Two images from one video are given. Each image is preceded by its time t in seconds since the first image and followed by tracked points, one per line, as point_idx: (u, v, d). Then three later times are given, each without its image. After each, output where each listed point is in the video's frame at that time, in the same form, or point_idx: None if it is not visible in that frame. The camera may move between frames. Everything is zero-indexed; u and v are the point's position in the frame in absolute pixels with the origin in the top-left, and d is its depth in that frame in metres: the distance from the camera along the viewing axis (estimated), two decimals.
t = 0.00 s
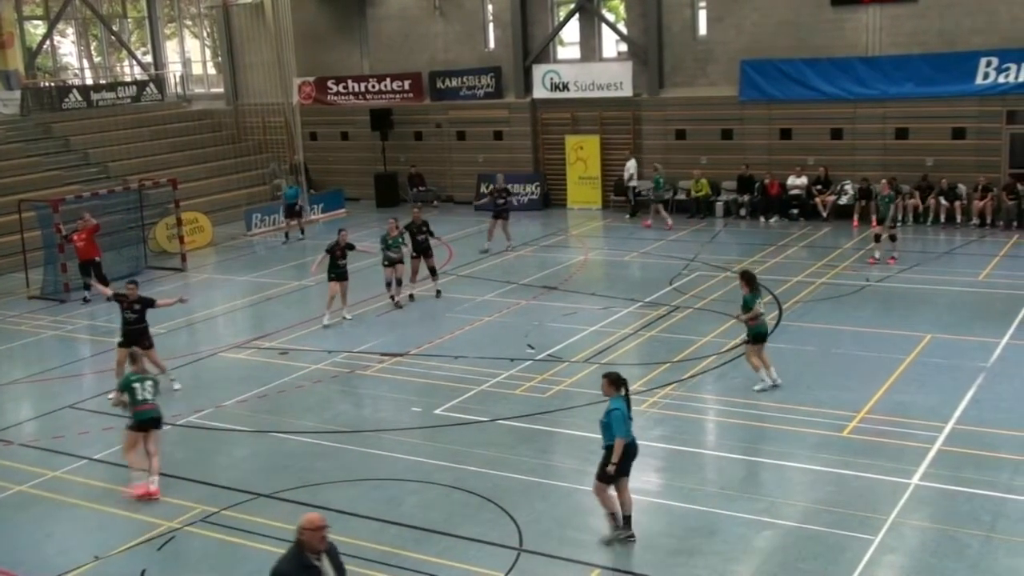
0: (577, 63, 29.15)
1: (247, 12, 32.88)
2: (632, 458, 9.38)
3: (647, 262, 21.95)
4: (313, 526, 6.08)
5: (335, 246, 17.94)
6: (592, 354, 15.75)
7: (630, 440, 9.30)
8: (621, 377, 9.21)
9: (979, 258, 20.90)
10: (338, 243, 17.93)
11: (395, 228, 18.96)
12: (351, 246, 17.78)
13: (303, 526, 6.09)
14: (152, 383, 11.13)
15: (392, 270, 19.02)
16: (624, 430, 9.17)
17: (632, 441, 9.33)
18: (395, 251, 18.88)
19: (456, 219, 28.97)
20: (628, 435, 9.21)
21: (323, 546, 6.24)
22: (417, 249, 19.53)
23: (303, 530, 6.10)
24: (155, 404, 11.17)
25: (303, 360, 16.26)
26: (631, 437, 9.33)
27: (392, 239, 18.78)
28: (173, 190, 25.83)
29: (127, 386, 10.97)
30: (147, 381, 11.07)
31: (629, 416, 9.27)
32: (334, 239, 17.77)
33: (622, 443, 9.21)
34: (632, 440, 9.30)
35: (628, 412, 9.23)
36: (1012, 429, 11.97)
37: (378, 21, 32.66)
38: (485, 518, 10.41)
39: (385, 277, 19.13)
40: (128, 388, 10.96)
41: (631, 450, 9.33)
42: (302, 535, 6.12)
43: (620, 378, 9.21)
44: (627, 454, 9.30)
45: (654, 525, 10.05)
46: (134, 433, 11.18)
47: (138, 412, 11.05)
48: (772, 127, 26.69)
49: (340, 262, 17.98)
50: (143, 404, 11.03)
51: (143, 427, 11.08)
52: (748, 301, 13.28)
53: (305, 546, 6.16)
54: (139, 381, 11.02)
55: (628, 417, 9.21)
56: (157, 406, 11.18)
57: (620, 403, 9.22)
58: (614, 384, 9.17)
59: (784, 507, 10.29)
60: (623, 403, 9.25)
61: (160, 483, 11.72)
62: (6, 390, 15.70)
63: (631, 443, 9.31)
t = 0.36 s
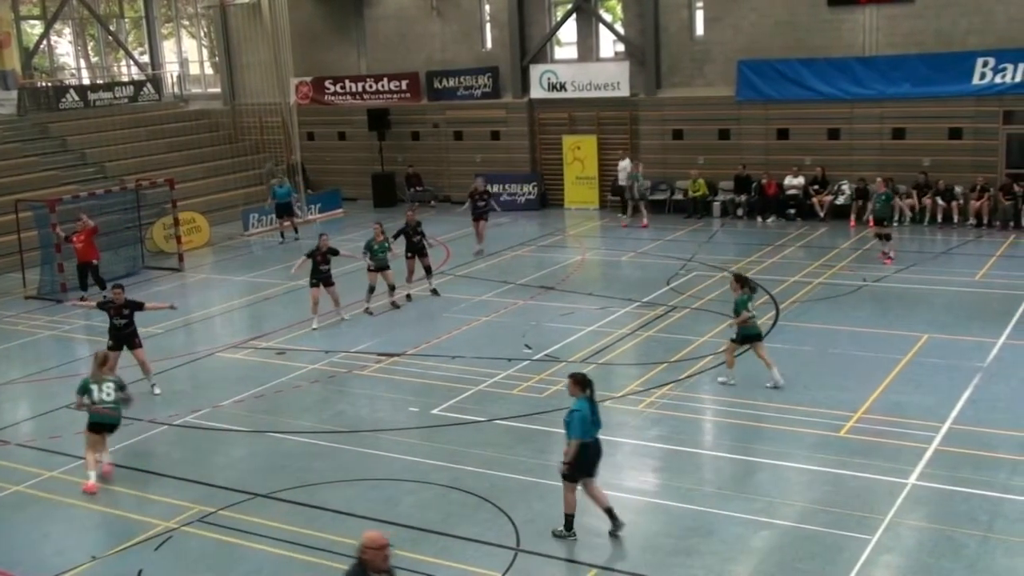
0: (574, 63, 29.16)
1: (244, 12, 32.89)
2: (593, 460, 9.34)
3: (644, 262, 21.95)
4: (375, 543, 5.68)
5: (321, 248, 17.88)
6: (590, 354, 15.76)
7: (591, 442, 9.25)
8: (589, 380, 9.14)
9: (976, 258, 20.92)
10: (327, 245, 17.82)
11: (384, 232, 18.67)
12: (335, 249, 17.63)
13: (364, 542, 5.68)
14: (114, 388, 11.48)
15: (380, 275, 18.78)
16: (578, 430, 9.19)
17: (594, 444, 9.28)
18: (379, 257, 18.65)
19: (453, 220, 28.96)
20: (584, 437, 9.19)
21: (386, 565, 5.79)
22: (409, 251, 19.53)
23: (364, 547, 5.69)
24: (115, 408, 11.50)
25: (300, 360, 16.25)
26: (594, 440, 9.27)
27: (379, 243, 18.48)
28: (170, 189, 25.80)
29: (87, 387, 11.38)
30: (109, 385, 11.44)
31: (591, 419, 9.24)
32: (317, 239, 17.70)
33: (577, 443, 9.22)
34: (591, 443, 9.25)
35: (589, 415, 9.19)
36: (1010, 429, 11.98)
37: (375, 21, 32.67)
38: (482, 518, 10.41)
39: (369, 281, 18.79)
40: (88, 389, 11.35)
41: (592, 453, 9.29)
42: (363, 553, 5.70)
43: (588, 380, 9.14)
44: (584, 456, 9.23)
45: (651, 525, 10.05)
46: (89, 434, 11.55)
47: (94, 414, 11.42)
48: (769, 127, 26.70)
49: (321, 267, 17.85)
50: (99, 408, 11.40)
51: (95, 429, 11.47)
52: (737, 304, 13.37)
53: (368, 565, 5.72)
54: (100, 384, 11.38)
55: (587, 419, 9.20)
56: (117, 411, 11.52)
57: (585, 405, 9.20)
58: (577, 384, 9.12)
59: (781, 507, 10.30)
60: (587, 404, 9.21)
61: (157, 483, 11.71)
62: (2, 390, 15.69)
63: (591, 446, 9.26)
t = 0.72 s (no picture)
0: (572, 63, 29.17)
1: (241, 12, 32.92)
2: (557, 456, 9.59)
3: (643, 262, 21.95)
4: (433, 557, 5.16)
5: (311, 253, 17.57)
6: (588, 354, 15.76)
7: (552, 438, 9.51)
8: (555, 379, 9.38)
9: (974, 258, 20.93)
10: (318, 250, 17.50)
11: (380, 237, 18.44)
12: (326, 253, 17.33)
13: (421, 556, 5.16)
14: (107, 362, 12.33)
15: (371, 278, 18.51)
16: (539, 424, 9.52)
17: (557, 440, 9.53)
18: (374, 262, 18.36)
19: (451, 220, 28.95)
20: (543, 431, 9.50)
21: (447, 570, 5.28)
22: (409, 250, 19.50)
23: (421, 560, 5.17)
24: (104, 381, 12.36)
25: (298, 360, 16.25)
26: (558, 436, 9.52)
27: (375, 248, 18.22)
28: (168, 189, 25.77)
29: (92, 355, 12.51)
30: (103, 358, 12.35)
31: (556, 415, 9.50)
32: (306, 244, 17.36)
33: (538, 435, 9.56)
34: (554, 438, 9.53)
35: (551, 411, 9.46)
36: (1008, 430, 11.98)
37: (374, 21, 32.64)
38: (480, 518, 10.41)
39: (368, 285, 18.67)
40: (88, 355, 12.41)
41: (554, 449, 9.55)
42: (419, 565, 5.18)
43: (553, 379, 9.38)
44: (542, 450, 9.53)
45: (648, 526, 10.05)
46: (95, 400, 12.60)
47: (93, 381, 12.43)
48: (767, 127, 26.71)
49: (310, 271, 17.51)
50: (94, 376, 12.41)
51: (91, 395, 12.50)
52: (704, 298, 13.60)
53: None
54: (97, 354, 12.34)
55: (550, 414, 9.49)
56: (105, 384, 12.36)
57: (550, 401, 9.48)
58: (543, 379, 9.41)
59: (780, 507, 10.30)
60: (552, 401, 9.47)
61: (155, 484, 11.70)
62: None
63: (553, 441, 9.51)
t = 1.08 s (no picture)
0: (571, 63, 29.17)
1: (241, 12, 32.99)
2: (542, 443, 9.85)
3: (642, 262, 21.96)
4: None
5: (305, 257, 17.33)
6: (587, 354, 15.78)
7: (534, 425, 9.78)
8: (540, 368, 9.65)
9: (973, 258, 20.96)
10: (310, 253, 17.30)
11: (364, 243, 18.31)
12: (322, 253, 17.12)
13: None
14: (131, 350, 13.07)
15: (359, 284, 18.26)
16: (522, 411, 9.78)
17: (539, 428, 9.80)
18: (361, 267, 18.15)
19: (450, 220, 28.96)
20: (527, 419, 9.76)
21: None
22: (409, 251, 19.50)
23: None
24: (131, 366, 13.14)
25: (298, 360, 16.26)
26: (541, 424, 9.78)
27: (360, 252, 18.03)
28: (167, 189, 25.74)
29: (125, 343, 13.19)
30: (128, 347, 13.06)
31: (539, 403, 9.77)
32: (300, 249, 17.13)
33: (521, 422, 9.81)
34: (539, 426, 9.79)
35: (535, 400, 9.74)
36: (1006, 429, 12.01)
37: (373, 21, 32.62)
38: (479, 518, 10.41)
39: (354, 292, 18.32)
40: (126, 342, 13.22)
41: (536, 436, 9.82)
42: None
43: (538, 368, 9.66)
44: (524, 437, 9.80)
45: (647, 525, 10.06)
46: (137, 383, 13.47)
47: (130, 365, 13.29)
48: (766, 127, 26.71)
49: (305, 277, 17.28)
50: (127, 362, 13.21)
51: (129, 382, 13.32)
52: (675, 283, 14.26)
53: None
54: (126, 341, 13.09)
55: (532, 403, 9.76)
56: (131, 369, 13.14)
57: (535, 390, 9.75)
58: (529, 370, 9.67)
59: (779, 507, 10.31)
60: (538, 391, 9.74)
61: (154, 484, 11.71)
62: None
63: (537, 429, 9.79)
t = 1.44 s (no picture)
0: (571, 63, 29.18)
1: (241, 12, 33.01)
2: (525, 431, 10.21)
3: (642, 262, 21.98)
4: None
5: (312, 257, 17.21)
6: (587, 354, 15.79)
7: (519, 414, 10.16)
8: (524, 361, 9.97)
9: (973, 258, 20.96)
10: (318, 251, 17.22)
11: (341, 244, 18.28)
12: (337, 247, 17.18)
13: None
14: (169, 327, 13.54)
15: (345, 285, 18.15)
16: (508, 401, 10.17)
17: (525, 416, 10.17)
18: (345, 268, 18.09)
19: (450, 219, 28.96)
20: (511, 409, 10.15)
21: None
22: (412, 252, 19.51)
23: None
24: (167, 344, 13.55)
25: (298, 360, 16.26)
26: (526, 414, 10.14)
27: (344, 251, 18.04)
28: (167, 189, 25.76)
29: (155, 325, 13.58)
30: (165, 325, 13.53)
31: (524, 394, 10.12)
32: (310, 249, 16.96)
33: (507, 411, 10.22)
34: (523, 415, 10.17)
35: (519, 390, 10.10)
36: (1006, 429, 12.01)
37: (373, 21, 32.62)
38: (479, 518, 10.41)
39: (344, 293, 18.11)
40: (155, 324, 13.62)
41: (521, 424, 10.20)
42: None
43: (523, 360, 9.99)
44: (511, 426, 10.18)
45: (647, 525, 10.06)
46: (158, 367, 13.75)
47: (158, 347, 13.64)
48: (766, 127, 26.71)
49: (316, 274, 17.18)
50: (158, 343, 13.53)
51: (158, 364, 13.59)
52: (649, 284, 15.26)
53: None
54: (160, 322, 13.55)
55: (517, 393, 10.13)
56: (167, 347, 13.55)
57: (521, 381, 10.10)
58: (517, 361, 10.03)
59: (778, 507, 10.31)
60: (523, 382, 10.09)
61: (153, 484, 11.71)
62: None
63: (521, 417, 10.17)
